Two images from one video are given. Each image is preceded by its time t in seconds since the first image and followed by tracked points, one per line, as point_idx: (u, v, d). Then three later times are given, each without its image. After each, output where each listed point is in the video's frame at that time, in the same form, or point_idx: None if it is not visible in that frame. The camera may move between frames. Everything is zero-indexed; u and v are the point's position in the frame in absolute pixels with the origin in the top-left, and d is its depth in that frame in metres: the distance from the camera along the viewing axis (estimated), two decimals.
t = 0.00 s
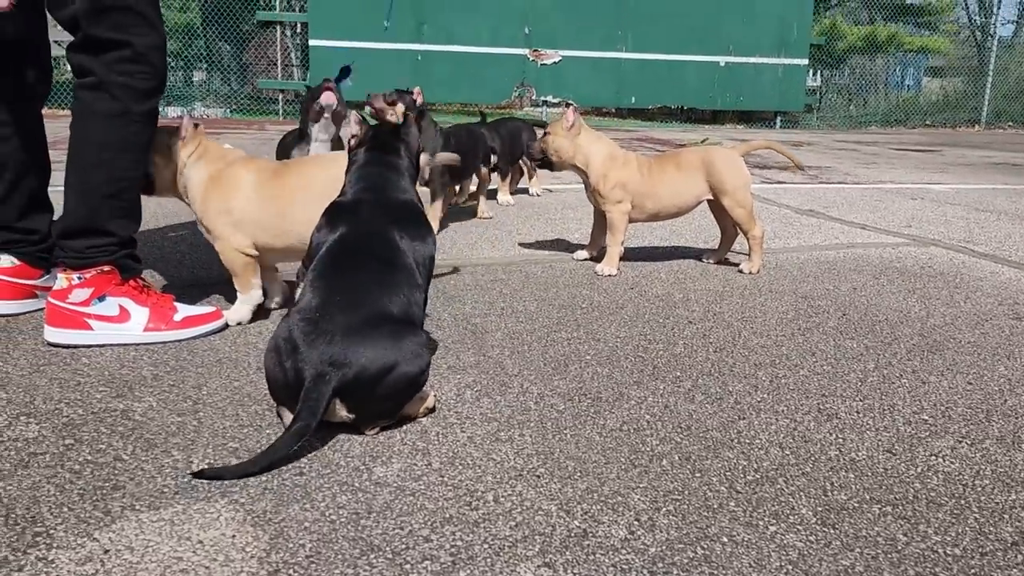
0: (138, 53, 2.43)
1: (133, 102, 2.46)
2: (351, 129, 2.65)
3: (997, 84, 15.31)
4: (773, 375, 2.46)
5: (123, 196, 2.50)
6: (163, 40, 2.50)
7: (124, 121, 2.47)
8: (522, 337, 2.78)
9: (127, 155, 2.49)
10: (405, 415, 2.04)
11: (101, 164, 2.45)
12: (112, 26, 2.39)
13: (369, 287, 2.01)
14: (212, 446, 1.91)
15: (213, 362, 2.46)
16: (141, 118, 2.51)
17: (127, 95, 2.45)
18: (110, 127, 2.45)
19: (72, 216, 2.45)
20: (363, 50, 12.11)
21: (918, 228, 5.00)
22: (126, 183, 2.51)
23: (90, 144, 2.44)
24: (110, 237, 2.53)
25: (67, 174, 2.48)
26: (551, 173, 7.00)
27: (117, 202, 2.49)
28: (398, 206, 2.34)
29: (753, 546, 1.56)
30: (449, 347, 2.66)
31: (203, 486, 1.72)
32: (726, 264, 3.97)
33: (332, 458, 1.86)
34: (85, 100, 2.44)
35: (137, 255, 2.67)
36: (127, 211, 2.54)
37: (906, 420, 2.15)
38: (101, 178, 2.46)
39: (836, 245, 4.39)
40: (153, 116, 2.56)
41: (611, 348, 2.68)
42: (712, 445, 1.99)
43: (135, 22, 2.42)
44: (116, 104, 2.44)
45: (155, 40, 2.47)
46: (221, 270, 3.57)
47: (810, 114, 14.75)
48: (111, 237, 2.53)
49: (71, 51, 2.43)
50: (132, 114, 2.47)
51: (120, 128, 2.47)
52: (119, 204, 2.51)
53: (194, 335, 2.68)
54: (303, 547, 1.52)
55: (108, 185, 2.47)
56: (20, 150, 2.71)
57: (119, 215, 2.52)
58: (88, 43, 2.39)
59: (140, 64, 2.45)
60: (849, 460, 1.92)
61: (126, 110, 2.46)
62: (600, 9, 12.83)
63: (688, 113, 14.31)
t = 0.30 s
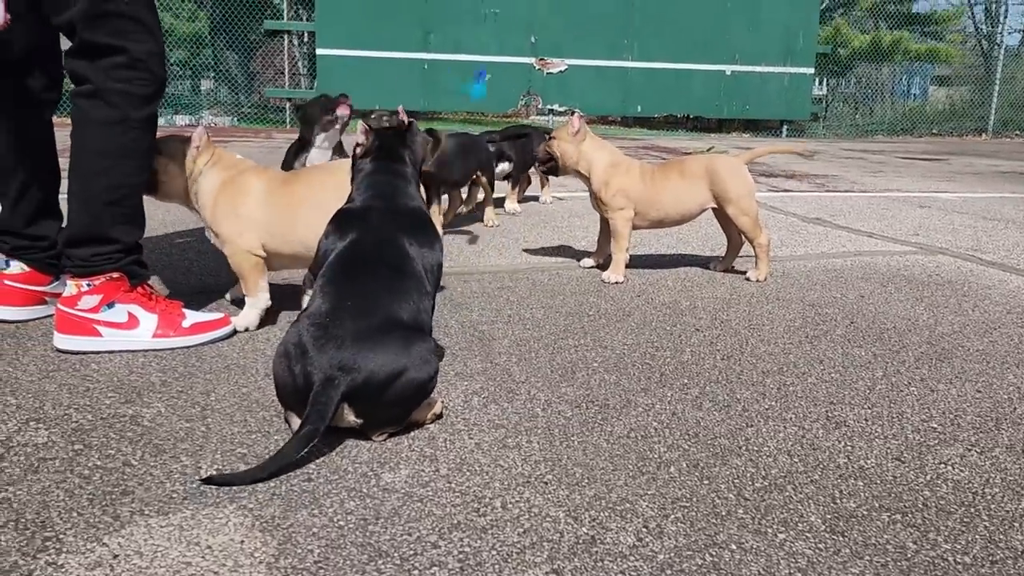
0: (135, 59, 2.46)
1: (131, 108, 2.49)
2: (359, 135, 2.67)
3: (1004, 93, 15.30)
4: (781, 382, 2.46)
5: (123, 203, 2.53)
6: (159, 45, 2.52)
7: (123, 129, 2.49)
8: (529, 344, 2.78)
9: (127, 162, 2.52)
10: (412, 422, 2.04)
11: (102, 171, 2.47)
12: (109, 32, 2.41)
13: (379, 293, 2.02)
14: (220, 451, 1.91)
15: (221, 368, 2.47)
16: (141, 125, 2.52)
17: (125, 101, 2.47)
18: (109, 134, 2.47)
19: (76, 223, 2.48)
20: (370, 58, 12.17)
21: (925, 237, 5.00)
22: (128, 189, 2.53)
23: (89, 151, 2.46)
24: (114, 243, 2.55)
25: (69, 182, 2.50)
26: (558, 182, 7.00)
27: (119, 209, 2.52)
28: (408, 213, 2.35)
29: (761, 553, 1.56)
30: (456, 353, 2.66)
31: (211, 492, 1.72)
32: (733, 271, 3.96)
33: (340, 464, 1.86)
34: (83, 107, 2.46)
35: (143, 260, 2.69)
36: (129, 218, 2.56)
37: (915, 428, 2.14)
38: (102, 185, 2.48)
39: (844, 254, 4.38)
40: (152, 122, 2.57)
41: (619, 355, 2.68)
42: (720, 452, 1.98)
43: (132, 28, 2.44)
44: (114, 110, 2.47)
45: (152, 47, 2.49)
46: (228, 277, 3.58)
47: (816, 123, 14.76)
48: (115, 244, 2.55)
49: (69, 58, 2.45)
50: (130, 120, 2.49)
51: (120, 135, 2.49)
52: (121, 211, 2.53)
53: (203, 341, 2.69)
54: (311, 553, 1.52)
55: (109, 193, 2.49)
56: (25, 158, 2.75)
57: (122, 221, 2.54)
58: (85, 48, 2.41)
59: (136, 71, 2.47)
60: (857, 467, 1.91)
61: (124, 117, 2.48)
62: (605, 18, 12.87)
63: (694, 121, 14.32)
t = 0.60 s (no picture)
0: (132, 63, 2.47)
1: (129, 112, 2.50)
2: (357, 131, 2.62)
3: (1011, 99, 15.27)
4: (790, 387, 2.45)
5: (124, 208, 2.53)
6: (157, 49, 2.53)
7: (122, 133, 2.50)
8: (536, 348, 2.78)
9: (127, 166, 2.52)
10: (421, 427, 2.04)
11: (101, 177, 2.48)
12: (107, 35, 2.42)
13: (390, 296, 2.02)
14: (227, 454, 1.91)
15: (227, 372, 2.47)
16: (139, 129, 2.53)
17: (123, 106, 2.48)
18: (108, 138, 2.48)
19: (79, 229, 2.48)
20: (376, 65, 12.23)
21: (933, 242, 4.98)
22: (130, 193, 2.54)
23: (88, 155, 2.47)
24: (118, 248, 2.55)
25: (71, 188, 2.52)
26: (564, 188, 7.00)
27: (121, 213, 2.52)
28: (417, 218, 2.36)
29: (771, 557, 1.55)
30: (463, 358, 2.66)
31: (218, 494, 1.72)
32: (739, 277, 3.95)
33: (347, 467, 1.86)
34: (82, 113, 2.47)
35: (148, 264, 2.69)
36: (131, 222, 2.56)
37: (925, 433, 2.13)
38: (102, 190, 2.49)
39: (851, 259, 4.37)
40: (152, 126, 2.59)
41: (626, 360, 2.67)
42: (729, 456, 1.97)
43: (131, 32, 2.46)
44: (113, 115, 2.48)
45: (149, 51, 2.51)
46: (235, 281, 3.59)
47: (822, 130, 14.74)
48: (119, 248, 2.56)
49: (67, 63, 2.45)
50: (129, 125, 2.50)
51: (121, 140, 2.50)
52: (123, 216, 2.53)
53: (210, 346, 2.69)
54: (319, 556, 1.51)
55: (110, 198, 2.50)
56: (30, 163, 2.72)
57: (125, 225, 2.55)
58: (82, 53, 2.42)
59: (134, 75, 2.48)
60: (867, 472, 1.90)
61: (123, 121, 2.49)
62: (610, 26, 12.89)
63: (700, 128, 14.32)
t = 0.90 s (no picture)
0: (143, 70, 2.48)
1: (140, 120, 2.52)
2: (360, 132, 2.62)
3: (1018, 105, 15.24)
4: (796, 394, 2.45)
5: (136, 215, 2.55)
6: (166, 54, 2.54)
7: (133, 140, 2.52)
8: (542, 355, 2.79)
9: (137, 173, 2.54)
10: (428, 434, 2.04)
11: (113, 184, 2.50)
12: (117, 42, 2.43)
13: (400, 304, 2.03)
14: (236, 460, 1.92)
15: (235, 378, 2.48)
16: (150, 135, 2.55)
17: (135, 113, 2.50)
18: (119, 145, 2.50)
19: (92, 235, 2.50)
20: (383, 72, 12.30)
21: (940, 249, 4.98)
22: (140, 199, 2.56)
23: (100, 162, 2.49)
24: (128, 254, 2.57)
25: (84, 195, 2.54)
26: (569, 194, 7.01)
27: (132, 220, 2.54)
28: (426, 226, 2.37)
29: (777, 565, 1.55)
30: (470, 364, 2.67)
31: (226, 500, 1.73)
32: (746, 283, 3.95)
33: (355, 473, 1.87)
34: (94, 121, 2.49)
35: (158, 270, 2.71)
36: (142, 228, 2.58)
37: (932, 440, 2.13)
38: (114, 197, 2.51)
39: (858, 266, 4.38)
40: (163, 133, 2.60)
41: (632, 366, 2.67)
42: (735, 463, 1.98)
43: (142, 39, 2.47)
44: (124, 123, 2.50)
45: (159, 56, 2.51)
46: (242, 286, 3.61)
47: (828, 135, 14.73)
48: (130, 254, 2.57)
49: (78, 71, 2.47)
50: (140, 131, 2.52)
51: (132, 147, 2.52)
52: (134, 222, 2.55)
53: (218, 351, 2.70)
54: (327, 561, 1.52)
55: (121, 205, 2.52)
56: (37, 169, 2.74)
57: (136, 232, 2.56)
58: (94, 62, 2.44)
59: (145, 82, 2.50)
60: (873, 479, 1.90)
61: (134, 129, 2.51)
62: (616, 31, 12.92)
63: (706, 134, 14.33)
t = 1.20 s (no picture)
0: (158, 86, 2.51)
1: (153, 134, 2.54)
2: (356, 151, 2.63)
3: None
4: (799, 408, 2.46)
5: (147, 227, 2.57)
6: (181, 70, 2.57)
7: (146, 154, 2.54)
8: (546, 367, 2.80)
9: (148, 186, 2.56)
10: (431, 449, 2.07)
11: (125, 197, 2.53)
12: (134, 59, 2.47)
13: (404, 322, 2.05)
14: (241, 475, 1.94)
15: (242, 391, 2.50)
16: (162, 150, 2.57)
17: (149, 128, 2.53)
18: (133, 159, 2.53)
19: (102, 247, 2.53)
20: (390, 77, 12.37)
21: (944, 258, 4.98)
22: (151, 213, 2.58)
23: (114, 175, 2.52)
24: (138, 266, 2.59)
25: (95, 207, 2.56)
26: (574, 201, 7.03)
27: (143, 232, 2.57)
28: (429, 242, 2.39)
29: None
30: (474, 377, 2.68)
31: (232, 516, 1.75)
32: (751, 292, 3.96)
33: (359, 488, 1.88)
34: (109, 134, 2.52)
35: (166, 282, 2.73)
36: (152, 241, 2.60)
37: (933, 456, 2.14)
38: (126, 210, 2.53)
39: (862, 275, 4.38)
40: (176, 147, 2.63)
41: (636, 379, 2.69)
42: (737, 479, 1.99)
43: (158, 56, 2.50)
44: (138, 136, 2.52)
45: (173, 73, 2.55)
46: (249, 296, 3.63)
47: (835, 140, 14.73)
48: (140, 267, 2.60)
49: (95, 85, 2.51)
50: (153, 145, 2.54)
51: (144, 161, 2.54)
52: (144, 235, 2.57)
53: (224, 363, 2.73)
54: None
55: (132, 217, 2.54)
56: (49, 179, 2.78)
57: (146, 245, 2.58)
58: (111, 77, 2.47)
59: (160, 97, 2.53)
60: (875, 496, 1.91)
61: (147, 143, 2.54)
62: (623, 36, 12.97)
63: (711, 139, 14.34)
